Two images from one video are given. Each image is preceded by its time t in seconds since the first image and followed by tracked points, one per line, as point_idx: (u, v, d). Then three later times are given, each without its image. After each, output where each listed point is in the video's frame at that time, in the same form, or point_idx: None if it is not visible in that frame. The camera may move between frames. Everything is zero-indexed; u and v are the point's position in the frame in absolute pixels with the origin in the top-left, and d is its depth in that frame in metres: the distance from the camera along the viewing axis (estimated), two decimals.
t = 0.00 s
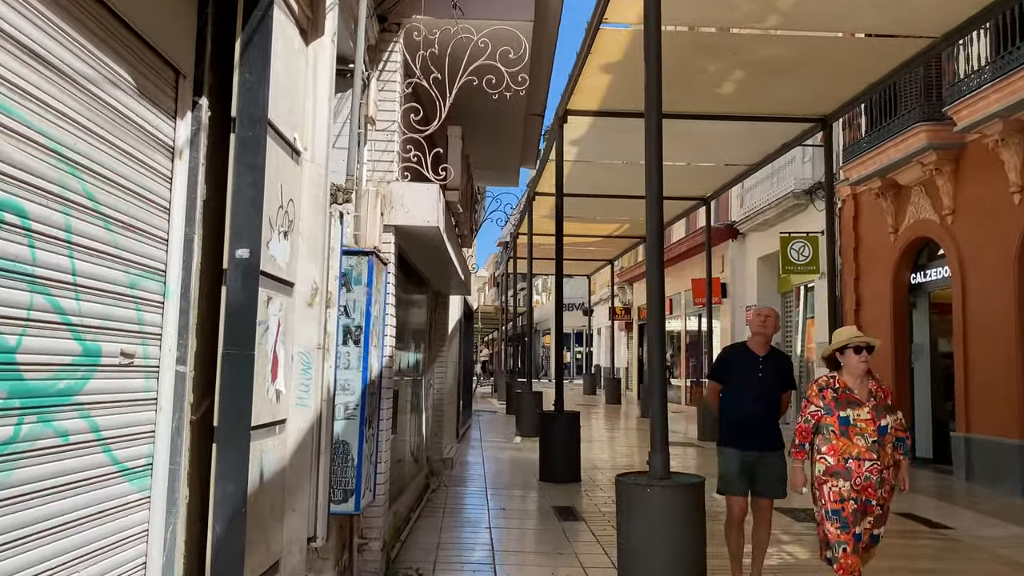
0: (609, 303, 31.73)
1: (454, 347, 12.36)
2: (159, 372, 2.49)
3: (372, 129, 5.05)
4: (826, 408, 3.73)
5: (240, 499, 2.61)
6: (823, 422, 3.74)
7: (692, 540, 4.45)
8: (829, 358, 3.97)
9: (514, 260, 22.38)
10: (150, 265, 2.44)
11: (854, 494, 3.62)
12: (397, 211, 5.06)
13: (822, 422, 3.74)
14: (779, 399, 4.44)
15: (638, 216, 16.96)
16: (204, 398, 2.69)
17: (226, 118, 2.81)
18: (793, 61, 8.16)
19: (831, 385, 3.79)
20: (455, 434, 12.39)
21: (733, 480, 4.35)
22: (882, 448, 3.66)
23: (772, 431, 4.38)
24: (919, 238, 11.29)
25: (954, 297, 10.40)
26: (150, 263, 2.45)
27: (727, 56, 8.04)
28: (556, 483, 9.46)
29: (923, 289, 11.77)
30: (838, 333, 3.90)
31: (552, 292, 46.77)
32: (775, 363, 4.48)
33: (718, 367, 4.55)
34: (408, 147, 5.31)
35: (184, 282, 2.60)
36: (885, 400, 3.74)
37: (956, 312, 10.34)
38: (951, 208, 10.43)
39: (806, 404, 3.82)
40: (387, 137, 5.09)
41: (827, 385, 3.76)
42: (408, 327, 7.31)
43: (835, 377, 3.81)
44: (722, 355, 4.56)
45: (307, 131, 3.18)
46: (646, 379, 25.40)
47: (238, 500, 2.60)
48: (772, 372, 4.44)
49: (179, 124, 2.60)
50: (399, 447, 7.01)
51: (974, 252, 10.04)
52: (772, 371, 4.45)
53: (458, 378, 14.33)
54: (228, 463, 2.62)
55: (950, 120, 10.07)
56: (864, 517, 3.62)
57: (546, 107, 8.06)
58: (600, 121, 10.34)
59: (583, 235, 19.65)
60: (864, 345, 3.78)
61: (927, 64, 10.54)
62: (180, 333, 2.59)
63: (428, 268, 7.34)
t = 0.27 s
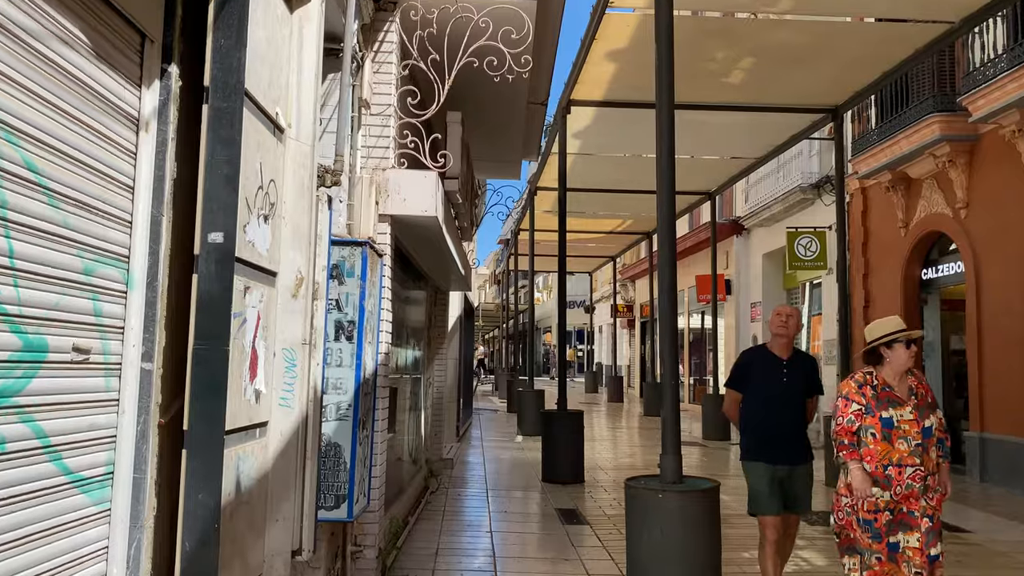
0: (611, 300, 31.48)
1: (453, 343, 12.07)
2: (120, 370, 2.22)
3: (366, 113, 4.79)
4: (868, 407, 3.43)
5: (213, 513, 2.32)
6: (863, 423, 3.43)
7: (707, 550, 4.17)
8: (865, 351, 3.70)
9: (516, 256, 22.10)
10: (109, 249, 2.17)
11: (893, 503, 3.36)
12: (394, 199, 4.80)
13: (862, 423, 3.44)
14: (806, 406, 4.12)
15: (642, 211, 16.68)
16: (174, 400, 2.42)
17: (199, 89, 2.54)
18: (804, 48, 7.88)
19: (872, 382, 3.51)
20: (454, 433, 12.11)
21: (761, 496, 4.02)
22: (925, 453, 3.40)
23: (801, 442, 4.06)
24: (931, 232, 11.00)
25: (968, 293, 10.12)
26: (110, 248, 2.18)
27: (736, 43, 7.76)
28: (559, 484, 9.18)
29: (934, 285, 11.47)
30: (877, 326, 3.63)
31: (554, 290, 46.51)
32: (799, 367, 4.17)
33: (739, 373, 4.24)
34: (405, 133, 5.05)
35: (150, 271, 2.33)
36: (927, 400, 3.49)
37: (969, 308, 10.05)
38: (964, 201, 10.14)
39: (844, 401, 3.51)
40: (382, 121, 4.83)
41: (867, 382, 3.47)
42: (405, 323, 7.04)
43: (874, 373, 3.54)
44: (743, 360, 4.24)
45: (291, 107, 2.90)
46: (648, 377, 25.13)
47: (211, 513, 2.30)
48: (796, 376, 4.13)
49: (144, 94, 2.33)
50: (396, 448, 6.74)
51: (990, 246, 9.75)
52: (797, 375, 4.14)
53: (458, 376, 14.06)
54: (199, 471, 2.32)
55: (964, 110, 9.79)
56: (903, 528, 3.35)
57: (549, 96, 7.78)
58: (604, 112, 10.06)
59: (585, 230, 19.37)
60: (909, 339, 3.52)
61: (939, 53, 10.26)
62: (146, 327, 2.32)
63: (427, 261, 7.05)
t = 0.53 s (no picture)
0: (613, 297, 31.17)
1: (451, 340, 11.78)
2: (49, 367, 1.91)
3: (353, 93, 4.49)
4: (933, 417, 3.11)
5: (159, 532, 2.00)
6: (927, 434, 3.13)
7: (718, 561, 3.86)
8: (926, 352, 3.36)
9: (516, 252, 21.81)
10: (34, 226, 1.85)
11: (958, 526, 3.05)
12: (384, 185, 4.50)
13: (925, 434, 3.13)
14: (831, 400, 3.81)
15: (644, 205, 16.38)
16: (116, 401, 2.10)
17: (148, 47, 2.23)
18: (815, 31, 7.56)
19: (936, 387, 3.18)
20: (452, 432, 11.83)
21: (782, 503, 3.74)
22: (996, 471, 3.08)
23: (826, 441, 3.75)
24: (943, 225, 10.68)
25: (982, 288, 9.80)
26: (36, 224, 1.87)
27: (743, 26, 7.45)
28: (560, 485, 8.88)
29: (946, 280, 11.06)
30: (938, 325, 3.30)
31: (554, 287, 46.21)
32: (822, 357, 3.86)
33: (757, 366, 3.92)
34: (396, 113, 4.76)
35: (87, 252, 2.01)
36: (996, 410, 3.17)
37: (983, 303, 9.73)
38: (978, 193, 9.82)
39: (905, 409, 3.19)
40: (371, 101, 4.53)
41: (931, 388, 3.15)
42: (399, 317, 6.73)
43: (937, 376, 3.21)
44: (761, 350, 3.93)
45: (258, 72, 2.59)
46: (650, 374, 24.83)
47: (156, 532, 1.99)
48: (820, 367, 3.83)
49: (80, 48, 2.02)
50: (389, 448, 6.43)
51: (1004, 239, 9.44)
52: (821, 366, 3.83)
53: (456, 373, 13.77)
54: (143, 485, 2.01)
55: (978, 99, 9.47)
56: (965, 556, 3.05)
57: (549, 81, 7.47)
58: (606, 101, 9.75)
59: (586, 226, 19.08)
60: (978, 338, 3.20)
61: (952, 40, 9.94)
62: (83, 317, 2.00)
63: (421, 253, 6.74)
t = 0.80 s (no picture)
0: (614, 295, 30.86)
1: (450, 339, 11.50)
2: None
3: (342, 74, 4.20)
4: (1012, 425, 2.59)
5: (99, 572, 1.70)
6: (999, 444, 2.60)
7: None
8: (1002, 347, 2.80)
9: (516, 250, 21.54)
10: None
11: None
12: (375, 172, 4.18)
13: (996, 444, 2.61)
14: (874, 414, 3.36)
15: (647, 202, 16.08)
16: (49, 421, 1.79)
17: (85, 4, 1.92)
18: (827, 18, 7.25)
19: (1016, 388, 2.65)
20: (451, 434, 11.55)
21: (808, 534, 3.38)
22: None
23: (865, 459, 3.34)
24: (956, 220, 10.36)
25: (997, 285, 9.48)
26: None
27: (753, 12, 7.14)
28: (561, 489, 8.59)
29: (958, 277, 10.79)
30: (1012, 314, 2.77)
31: (555, 285, 45.93)
32: (863, 366, 3.41)
33: (786, 376, 3.52)
34: (388, 97, 4.46)
35: (12, 240, 1.68)
36: None
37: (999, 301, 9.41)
38: (993, 187, 9.50)
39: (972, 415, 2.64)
40: (361, 84, 4.24)
41: (1006, 390, 2.63)
42: (395, 316, 6.44)
43: (1014, 376, 2.69)
44: (792, 357, 3.51)
45: (223, 38, 2.29)
46: (652, 373, 24.55)
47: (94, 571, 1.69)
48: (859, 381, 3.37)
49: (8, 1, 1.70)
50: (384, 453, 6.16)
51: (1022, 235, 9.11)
52: (860, 379, 3.38)
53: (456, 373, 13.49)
54: (81, 519, 1.70)
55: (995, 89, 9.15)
56: None
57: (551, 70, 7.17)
58: (610, 92, 9.45)
59: (588, 222, 18.79)
60: None
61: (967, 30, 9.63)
62: (8, 317, 1.67)
63: (418, 248, 6.44)
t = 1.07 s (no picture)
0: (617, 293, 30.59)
1: (452, 337, 11.22)
2: None
3: (334, 49, 3.90)
4: None
5: None
6: None
7: None
8: None
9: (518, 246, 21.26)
10: None
11: None
12: (369, 155, 3.88)
13: None
14: (952, 425, 2.79)
15: (651, 197, 15.79)
16: None
17: None
18: None
19: None
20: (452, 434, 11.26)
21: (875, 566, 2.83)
22: None
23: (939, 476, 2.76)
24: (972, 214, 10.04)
25: (1016, 280, 9.16)
26: None
27: None
28: (566, 491, 8.29)
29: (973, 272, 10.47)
30: None
31: (557, 283, 45.65)
32: (942, 365, 2.83)
33: (850, 372, 2.93)
34: (384, 76, 4.16)
35: None
36: None
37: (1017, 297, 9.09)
38: (1012, 179, 9.18)
39: None
40: (355, 61, 3.95)
41: None
42: (393, 312, 6.13)
43: None
44: (855, 352, 2.93)
45: None
46: (655, 371, 24.27)
47: None
48: (939, 385, 2.79)
49: None
50: (382, 455, 5.86)
51: None
52: (940, 382, 2.80)
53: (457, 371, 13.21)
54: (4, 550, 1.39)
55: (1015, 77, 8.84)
56: None
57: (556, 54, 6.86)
58: (616, 80, 9.14)
59: (591, 219, 18.50)
60: None
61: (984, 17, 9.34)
62: None
63: (417, 241, 6.14)
